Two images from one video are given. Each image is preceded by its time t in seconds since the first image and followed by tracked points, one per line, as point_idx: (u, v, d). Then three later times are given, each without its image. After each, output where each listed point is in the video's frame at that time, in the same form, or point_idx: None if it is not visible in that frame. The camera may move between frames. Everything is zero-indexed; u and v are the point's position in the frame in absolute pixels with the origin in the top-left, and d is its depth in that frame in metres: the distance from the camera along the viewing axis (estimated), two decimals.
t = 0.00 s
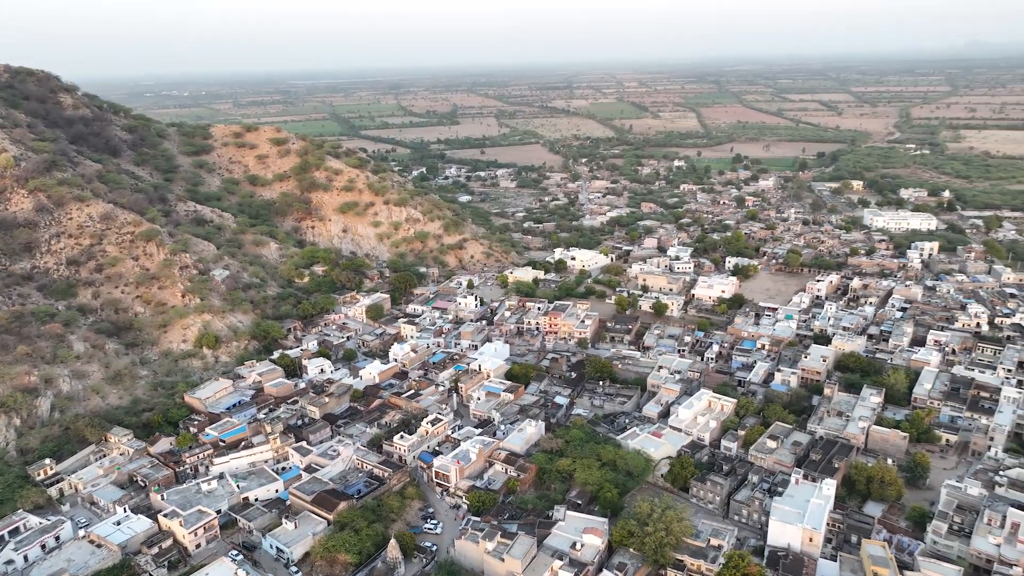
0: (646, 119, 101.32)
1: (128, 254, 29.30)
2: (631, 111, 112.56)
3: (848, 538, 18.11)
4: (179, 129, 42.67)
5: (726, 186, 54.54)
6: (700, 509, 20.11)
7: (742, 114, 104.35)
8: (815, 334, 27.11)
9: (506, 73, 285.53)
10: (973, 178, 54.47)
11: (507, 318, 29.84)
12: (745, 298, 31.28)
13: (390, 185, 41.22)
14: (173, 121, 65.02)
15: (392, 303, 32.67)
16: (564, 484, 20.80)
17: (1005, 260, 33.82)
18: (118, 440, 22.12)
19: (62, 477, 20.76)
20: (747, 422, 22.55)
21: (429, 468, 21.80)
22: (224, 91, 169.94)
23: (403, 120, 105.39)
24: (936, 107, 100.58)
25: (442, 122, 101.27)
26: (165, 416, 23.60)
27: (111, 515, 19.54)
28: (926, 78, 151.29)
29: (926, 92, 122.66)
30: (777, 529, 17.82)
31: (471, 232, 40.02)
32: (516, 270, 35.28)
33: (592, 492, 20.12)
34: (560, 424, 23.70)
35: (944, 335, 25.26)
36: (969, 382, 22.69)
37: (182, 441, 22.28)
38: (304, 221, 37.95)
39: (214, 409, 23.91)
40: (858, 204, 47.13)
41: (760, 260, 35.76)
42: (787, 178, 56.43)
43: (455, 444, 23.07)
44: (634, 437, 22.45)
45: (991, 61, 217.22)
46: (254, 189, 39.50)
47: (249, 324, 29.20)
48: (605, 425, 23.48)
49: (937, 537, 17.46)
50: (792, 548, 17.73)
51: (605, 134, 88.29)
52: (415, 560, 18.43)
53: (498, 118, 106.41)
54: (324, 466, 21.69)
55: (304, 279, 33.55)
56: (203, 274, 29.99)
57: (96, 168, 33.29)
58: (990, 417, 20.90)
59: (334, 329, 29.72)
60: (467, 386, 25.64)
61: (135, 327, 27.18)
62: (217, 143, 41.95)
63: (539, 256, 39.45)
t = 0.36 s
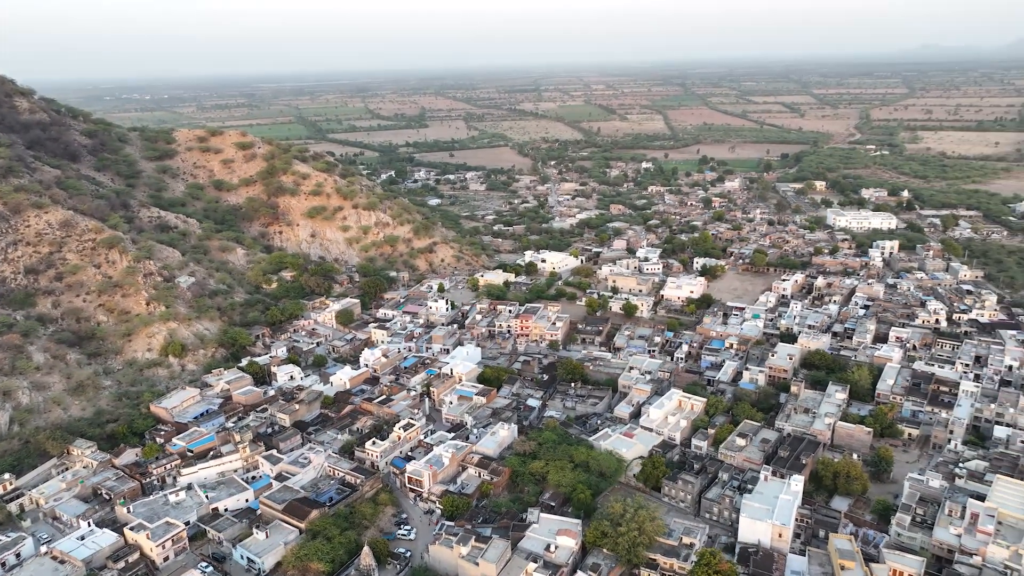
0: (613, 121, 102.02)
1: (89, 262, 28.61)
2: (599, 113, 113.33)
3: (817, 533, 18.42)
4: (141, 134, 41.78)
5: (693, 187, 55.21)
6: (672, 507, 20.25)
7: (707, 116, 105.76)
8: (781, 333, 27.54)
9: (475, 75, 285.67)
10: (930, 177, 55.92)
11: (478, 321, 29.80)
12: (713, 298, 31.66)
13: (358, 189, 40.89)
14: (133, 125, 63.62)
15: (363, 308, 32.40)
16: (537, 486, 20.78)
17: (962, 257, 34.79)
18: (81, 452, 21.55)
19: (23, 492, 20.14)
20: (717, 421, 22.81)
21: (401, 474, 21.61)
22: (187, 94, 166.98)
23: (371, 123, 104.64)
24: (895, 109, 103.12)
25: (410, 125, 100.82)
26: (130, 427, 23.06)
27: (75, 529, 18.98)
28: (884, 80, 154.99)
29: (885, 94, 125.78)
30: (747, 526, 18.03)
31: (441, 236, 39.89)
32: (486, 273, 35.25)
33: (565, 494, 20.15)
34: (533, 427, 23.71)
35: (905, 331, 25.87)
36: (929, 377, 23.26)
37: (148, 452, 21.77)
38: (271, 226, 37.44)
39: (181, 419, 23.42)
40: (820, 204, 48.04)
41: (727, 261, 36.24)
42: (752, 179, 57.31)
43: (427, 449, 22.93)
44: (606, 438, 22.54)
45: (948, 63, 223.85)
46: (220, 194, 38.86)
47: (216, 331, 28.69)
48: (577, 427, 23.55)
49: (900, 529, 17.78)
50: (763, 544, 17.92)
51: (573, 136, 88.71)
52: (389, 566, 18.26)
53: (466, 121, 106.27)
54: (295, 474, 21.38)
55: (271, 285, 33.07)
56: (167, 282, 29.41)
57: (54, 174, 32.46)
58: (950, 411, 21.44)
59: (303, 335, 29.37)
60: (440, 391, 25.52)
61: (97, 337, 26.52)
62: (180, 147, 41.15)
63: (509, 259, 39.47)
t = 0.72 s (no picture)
0: (582, 123, 102.46)
1: (49, 270, 27.89)
2: (568, 114, 113.90)
3: (786, 528, 18.54)
4: (101, 138, 40.82)
5: (661, 189, 55.73)
6: (645, 506, 20.37)
7: (674, 118, 106.94)
8: (749, 331, 27.92)
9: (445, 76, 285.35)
10: (890, 177, 57.19)
11: (450, 324, 29.71)
12: (682, 298, 31.99)
13: (327, 192, 40.47)
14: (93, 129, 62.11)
15: (333, 313, 32.08)
16: (511, 489, 20.74)
17: (921, 255, 35.66)
18: (43, 465, 20.94)
19: None
20: (687, 420, 23.02)
21: (374, 480, 21.42)
22: (149, 97, 163.66)
23: (339, 125, 103.68)
24: (856, 110, 105.36)
25: (379, 128, 100.13)
26: (93, 438, 22.49)
27: (37, 545, 18.41)
28: (846, 82, 158.34)
29: (846, 95, 128.65)
30: (718, 523, 18.21)
31: (411, 239, 39.70)
32: (457, 276, 35.15)
33: (539, 495, 20.15)
34: (506, 429, 23.68)
35: (869, 328, 26.41)
36: (892, 373, 23.79)
37: (113, 463, 21.25)
38: (238, 231, 36.88)
39: (147, 429, 22.92)
40: (785, 204, 48.83)
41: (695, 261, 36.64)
42: (719, 180, 58.04)
43: (400, 454, 22.76)
44: (579, 439, 22.61)
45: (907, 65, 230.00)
46: (184, 199, 38.15)
47: (183, 339, 28.14)
48: (550, 428, 23.58)
49: (866, 523, 18.12)
50: (733, 540, 18.12)
51: (542, 138, 88.94)
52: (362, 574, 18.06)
53: (436, 123, 105.90)
54: (265, 482, 21.05)
55: (239, 291, 32.55)
56: (131, 289, 28.80)
57: (11, 180, 31.57)
58: (911, 405, 21.96)
59: (273, 342, 28.98)
60: (412, 395, 25.38)
61: (58, 346, 25.84)
62: (143, 151, 40.29)
63: (480, 262, 39.41)
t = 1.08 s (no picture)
0: (556, 125, 102.78)
1: (13, 277, 27.24)
2: (541, 116, 114.26)
3: (760, 525, 18.80)
4: (66, 142, 39.96)
5: (634, 190, 56.10)
6: (622, 506, 20.45)
7: (647, 119, 107.81)
8: (722, 330, 28.22)
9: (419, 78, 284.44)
10: (857, 177, 58.24)
11: (426, 328, 29.59)
12: (657, 298, 32.24)
13: (299, 196, 40.07)
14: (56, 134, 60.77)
15: (307, 317, 31.76)
16: (489, 491, 20.67)
17: (888, 254, 36.36)
18: (8, 478, 20.40)
19: None
20: (663, 420, 23.18)
21: (351, 485, 21.20)
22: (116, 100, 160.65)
23: (311, 128, 102.78)
24: (823, 111, 107.04)
25: (352, 130, 99.41)
26: (61, 449, 21.97)
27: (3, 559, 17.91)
28: (814, 84, 160.92)
29: (814, 96, 130.72)
30: (694, 521, 18.34)
31: (386, 242, 39.48)
32: (432, 279, 35.02)
33: (517, 498, 20.12)
34: (483, 432, 23.62)
35: (838, 326, 26.85)
36: (861, 370, 24.19)
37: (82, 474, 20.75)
38: (209, 236, 36.37)
39: (117, 438, 22.44)
40: (756, 205, 49.45)
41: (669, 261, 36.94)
42: (691, 181, 58.59)
43: (376, 459, 22.59)
44: (556, 440, 22.64)
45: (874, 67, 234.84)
46: (153, 204, 37.51)
47: (153, 346, 27.63)
48: (526, 430, 23.57)
49: (838, 518, 18.39)
50: (709, 538, 18.29)
51: (516, 140, 89.06)
52: None
53: (409, 125, 105.43)
54: (240, 490, 20.74)
55: (211, 296, 32.08)
56: (99, 295, 28.23)
57: None
58: (881, 401, 22.34)
59: (246, 348, 28.60)
60: (388, 399, 25.22)
61: (24, 355, 25.23)
62: (110, 155, 39.53)
63: (455, 264, 39.31)
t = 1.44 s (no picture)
0: (528, 126, 102.94)
1: None
2: (513, 118, 114.43)
3: (734, 522, 19.04)
4: (27, 145, 38.95)
5: (606, 191, 56.41)
6: (597, 506, 20.53)
7: (618, 121, 108.53)
8: (694, 330, 28.49)
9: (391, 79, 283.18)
10: (824, 177, 59.25)
11: (400, 331, 29.43)
12: (630, 299, 32.45)
13: (269, 200, 39.58)
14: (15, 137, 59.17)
15: (279, 322, 31.38)
16: (465, 494, 20.58)
17: (855, 252, 37.07)
18: None
19: None
20: (637, 419, 23.33)
21: (326, 491, 20.98)
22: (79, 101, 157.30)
23: (280, 130, 101.58)
24: (791, 112, 108.76)
25: (322, 132, 98.51)
26: (25, 460, 21.40)
27: None
28: (781, 85, 163.31)
29: (781, 98, 132.65)
30: (669, 520, 18.48)
31: (358, 246, 39.21)
32: (406, 282, 34.84)
33: (493, 500, 20.07)
34: (459, 435, 23.55)
35: (807, 324, 27.28)
36: (830, 367, 24.59)
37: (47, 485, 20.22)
38: (177, 240, 35.74)
39: (85, 448, 21.93)
40: (726, 205, 50.06)
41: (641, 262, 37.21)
42: (662, 181, 59.07)
43: (352, 464, 22.38)
44: (532, 442, 22.65)
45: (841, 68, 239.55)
46: (120, 208, 36.76)
47: (121, 353, 27.06)
48: (502, 432, 23.55)
49: (809, 513, 18.66)
50: (684, 536, 18.43)
51: (488, 142, 89.04)
52: None
53: (381, 127, 104.81)
54: (212, 498, 20.40)
55: (180, 302, 31.54)
56: (64, 303, 27.60)
57: None
58: (849, 397, 22.72)
59: (217, 354, 28.19)
60: (362, 404, 25.02)
61: None
62: (73, 159, 38.63)
63: (428, 267, 39.14)
